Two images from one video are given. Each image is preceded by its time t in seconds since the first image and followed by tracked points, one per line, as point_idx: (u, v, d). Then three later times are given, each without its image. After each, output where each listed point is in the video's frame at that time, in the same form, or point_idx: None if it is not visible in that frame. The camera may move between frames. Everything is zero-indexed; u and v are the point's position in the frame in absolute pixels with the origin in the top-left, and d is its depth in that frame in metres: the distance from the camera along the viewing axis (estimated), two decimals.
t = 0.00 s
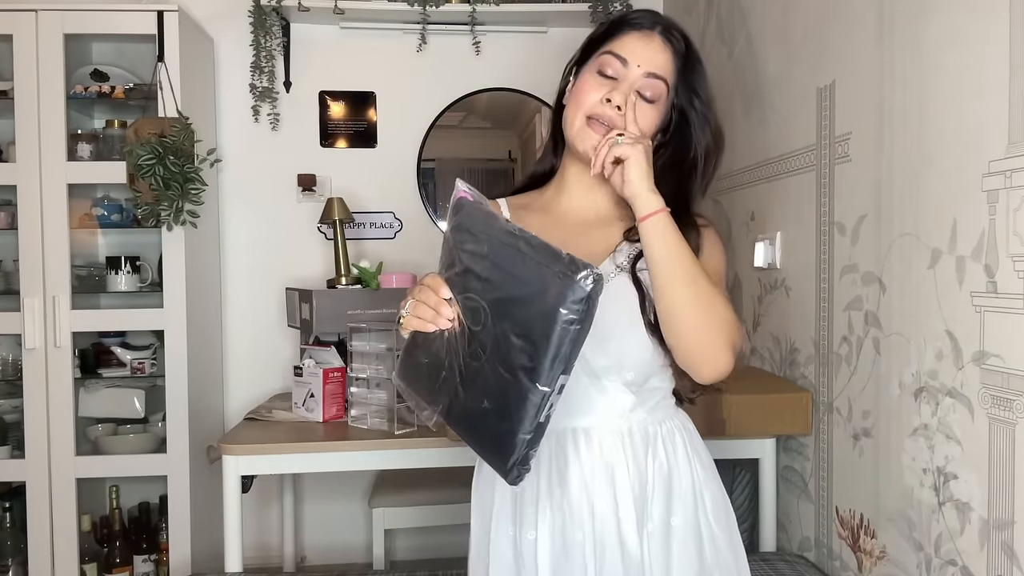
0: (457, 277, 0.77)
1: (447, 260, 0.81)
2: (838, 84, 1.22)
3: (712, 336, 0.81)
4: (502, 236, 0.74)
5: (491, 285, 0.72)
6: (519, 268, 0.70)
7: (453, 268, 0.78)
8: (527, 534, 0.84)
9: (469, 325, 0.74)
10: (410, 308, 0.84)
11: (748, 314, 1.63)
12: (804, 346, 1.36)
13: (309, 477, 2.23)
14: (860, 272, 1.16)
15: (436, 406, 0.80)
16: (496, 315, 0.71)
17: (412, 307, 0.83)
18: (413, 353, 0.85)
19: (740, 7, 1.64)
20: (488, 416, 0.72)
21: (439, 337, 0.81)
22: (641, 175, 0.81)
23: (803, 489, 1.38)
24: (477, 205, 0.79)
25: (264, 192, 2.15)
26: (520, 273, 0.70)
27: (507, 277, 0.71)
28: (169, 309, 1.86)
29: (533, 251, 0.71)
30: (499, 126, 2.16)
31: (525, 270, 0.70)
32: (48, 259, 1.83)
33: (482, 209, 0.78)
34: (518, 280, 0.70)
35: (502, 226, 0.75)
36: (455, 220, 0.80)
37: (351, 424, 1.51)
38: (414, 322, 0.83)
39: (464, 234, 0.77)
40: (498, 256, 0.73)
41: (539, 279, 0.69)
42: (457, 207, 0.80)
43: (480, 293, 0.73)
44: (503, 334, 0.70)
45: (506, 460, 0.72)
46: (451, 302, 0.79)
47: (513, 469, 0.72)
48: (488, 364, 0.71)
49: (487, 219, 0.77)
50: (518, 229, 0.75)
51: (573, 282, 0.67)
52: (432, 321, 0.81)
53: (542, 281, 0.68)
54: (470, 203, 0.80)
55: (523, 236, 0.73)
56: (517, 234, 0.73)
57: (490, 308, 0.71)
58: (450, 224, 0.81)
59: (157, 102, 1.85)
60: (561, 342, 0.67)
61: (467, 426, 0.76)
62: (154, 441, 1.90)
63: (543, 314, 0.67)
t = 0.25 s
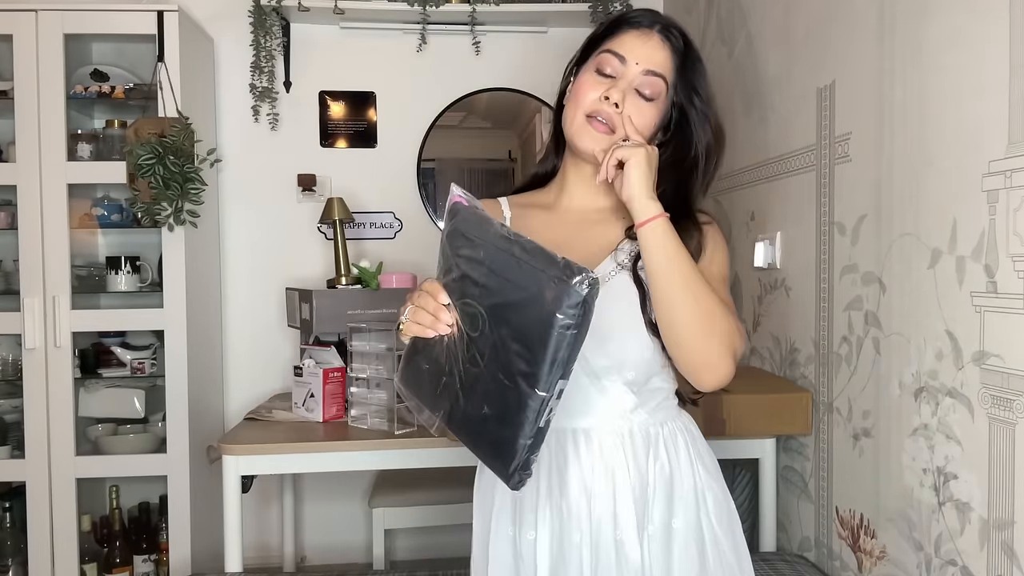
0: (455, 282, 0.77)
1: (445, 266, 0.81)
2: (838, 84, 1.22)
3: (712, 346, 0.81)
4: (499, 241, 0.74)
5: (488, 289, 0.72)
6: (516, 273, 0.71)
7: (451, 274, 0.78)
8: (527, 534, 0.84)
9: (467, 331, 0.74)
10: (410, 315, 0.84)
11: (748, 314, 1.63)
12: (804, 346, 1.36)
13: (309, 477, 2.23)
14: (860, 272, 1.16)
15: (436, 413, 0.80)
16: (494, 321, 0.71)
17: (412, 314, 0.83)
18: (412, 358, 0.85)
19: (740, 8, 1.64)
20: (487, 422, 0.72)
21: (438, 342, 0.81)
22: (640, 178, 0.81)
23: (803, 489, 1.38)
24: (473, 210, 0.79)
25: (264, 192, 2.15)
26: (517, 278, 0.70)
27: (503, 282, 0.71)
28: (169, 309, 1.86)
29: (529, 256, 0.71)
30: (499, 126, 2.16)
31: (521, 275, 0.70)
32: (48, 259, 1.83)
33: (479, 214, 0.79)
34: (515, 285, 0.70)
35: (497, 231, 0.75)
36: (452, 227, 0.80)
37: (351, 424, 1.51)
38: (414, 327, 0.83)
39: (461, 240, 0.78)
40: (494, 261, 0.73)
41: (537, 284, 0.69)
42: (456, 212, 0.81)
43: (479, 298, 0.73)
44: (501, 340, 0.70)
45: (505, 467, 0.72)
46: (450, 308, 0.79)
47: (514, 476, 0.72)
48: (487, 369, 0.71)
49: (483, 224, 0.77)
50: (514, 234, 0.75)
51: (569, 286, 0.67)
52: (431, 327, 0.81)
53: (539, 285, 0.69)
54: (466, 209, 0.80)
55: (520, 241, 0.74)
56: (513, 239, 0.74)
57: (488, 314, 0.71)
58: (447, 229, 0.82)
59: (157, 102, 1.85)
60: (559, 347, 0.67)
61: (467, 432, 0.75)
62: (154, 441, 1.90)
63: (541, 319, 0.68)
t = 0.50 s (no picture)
0: (460, 287, 0.77)
1: (450, 269, 0.81)
2: (838, 84, 1.22)
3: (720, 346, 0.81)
4: (505, 248, 0.74)
5: (495, 297, 0.72)
6: (523, 282, 0.70)
7: (455, 278, 0.79)
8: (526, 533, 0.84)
9: (472, 337, 0.74)
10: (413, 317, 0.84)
11: (748, 314, 1.63)
12: (804, 346, 1.36)
13: (309, 477, 2.23)
14: (860, 272, 1.16)
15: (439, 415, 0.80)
16: (500, 328, 0.71)
17: (415, 317, 0.83)
18: (417, 360, 0.85)
19: (740, 7, 1.64)
20: (491, 428, 0.72)
21: (443, 345, 0.81)
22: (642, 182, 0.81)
23: (803, 489, 1.38)
24: (479, 215, 0.79)
25: (264, 192, 2.15)
26: (523, 287, 0.70)
27: (509, 290, 0.71)
28: (169, 309, 1.86)
29: (537, 265, 0.71)
30: (499, 126, 2.16)
31: (528, 284, 0.70)
32: (48, 259, 1.83)
33: (485, 220, 0.78)
34: (521, 294, 0.70)
35: (503, 238, 0.75)
36: (457, 231, 0.80)
37: (351, 424, 1.52)
38: (418, 330, 0.83)
39: (467, 244, 0.77)
40: (501, 268, 0.73)
41: (543, 294, 0.69)
42: (461, 216, 0.80)
43: (485, 304, 0.73)
44: (506, 349, 0.70)
45: (509, 474, 0.72)
46: (453, 312, 0.79)
47: (518, 483, 0.72)
48: (493, 376, 0.72)
49: (490, 230, 0.77)
50: (521, 241, 0.75)
51: (577, 298, 0.67)
52: (435, 330, 0.81)
53: (545, 295, 0.68)
54: (472, 213, 0.80)
55: (527, 249, 0.73)
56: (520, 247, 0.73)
57: (493, 321, 0.71)
58: (452, 233, 0.81)
59: (157, 102, 1.85)
60: (565, 357, 0.67)
61: (470, 437, 0.75)
62: (154, 441, 1.90)
63: (547, 329, 0.68)
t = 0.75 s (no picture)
0: (461, 284, 0.77)
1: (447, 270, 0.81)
2: (837, 84, 1.22)
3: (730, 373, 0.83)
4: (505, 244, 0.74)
5: (497, 294, 0.72)
6: (524, 277, 0.70)
7: (455, 276, 0.78)
8: (526, 535, 0.84)
9: (476, 335, 0.74)
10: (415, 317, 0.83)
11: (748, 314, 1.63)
12: (804, 346, 1.36)
13: (309, 477, 2.23)
14: (860, 272, 1.16)
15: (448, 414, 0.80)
16: (504, 325, 0.71)
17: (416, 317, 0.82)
18: (416, 362, 0.85)
19: (740, 7, 1.64)
20: (502, 422, 0.73)
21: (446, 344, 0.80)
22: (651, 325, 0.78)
23: (803, 489, 1.38)
24: (475, 213, 0.79)
25: (264, 192, 2.16)
26: (525, 282, 0.70)
27: (512, 287, 0.71)
28: (169, 309, 1.86)
29: (537, 259, 0.71)
30: (499, 126, 2.16)
31: (529, 280, 0.70)
32: (48, 259, 1.83)
33: (482, 217, 0.79)
34: (523, 289, 0.70)
35: (502, 234, 0.75)
36: (454, 231, 0.80)
37: (351, 424, 1.52)
38: (420, 330, 0.82)
39: (464, 244, 0.78)
40: (501, 266, 0.73)
41: (547, 288, 0.69)
42: (457, 217, 0.81)
43: (487, 302, 0.73)
44: (512, 345, 0.70)
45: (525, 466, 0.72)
46: (457, 310, 0.79)
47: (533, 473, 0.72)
48: (500, 372, 0.72)
49: (486, 227, 0.77)
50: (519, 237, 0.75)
51: (580, 290, 0.67)
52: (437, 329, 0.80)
53: (548, 289, 0.69)
54: (467, 212, 0.80)
55: (526, 244, 0.74)
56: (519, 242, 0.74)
57: (498, 318, 0.71)
58: (449, 233, 0.81)
59: (156, 102, 1.85)
60: (572, 350, 0.67)
61: (480, 433, 0.76)
62: (154, 441, 1.90)
63: (552, 322, 0.68)
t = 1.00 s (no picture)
0: (501, 278, 0.77)
1: (473, 267, 0.80)
2: (838, 84, 1.22)
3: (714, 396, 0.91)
4: (551, 233, 0.76)
5: (550, 280, 0.74)
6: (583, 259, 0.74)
7: (490, 270, 0.78)
8: (528, 536, 0.84)
9: (527, 324, 0.75)
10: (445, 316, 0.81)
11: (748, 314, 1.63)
12: (804, 346, 1.36)
13: (309, 477, 2.23)
14: (860, 272, 1.16)
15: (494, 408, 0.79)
16: (564, 309, 0.74)
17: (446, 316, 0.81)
18: (439, 364, 0.83)
19: (739, 8, 1.64)
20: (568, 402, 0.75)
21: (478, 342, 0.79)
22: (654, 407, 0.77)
23: (803, 489, 1.38)
24: (506, 207, 0.79)
25: (264, 192, 2.16)
26: (583, 266, 0.74)
27: (569, 273, 0.74)
28: (169, 309, 1.86)
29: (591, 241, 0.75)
30: (499, 126, 2.16)
31: (589, 261, 0.74)
32: (48, 259, 1.83)
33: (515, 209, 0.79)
34: (584, 273, 0.73)
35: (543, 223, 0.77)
36: (484, 226, 0.79)
37: (351, 424, 1.52)
38: (451, 329, 0.81)
39: (503, 237, 0.78)
40: (552, 253, 0.75)
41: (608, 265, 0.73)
42: (482, 213, 0.80)
43: (542, 289, 0.75)
44: (574, 327, 0.73)
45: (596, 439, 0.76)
46: (491, 303, 0.78)
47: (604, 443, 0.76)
48: (563, 354, 0.74)
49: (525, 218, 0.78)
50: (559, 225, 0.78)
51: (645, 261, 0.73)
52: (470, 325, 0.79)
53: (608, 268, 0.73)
54: (498, 206, 0.80)
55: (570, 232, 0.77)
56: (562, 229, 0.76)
57: (556, 305, 0.74)
58: (473, 230, 0.80)
59: (156, 102, 1.85)
60: (638, 320, 0.73)
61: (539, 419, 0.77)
62: (154, 441, 1.90)
63: (619, 296, 0.72)
